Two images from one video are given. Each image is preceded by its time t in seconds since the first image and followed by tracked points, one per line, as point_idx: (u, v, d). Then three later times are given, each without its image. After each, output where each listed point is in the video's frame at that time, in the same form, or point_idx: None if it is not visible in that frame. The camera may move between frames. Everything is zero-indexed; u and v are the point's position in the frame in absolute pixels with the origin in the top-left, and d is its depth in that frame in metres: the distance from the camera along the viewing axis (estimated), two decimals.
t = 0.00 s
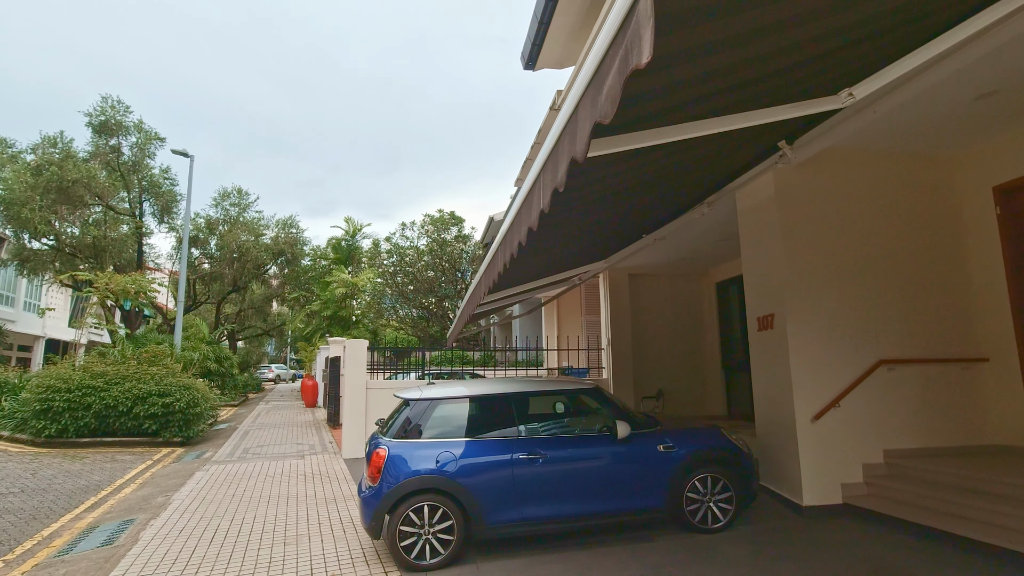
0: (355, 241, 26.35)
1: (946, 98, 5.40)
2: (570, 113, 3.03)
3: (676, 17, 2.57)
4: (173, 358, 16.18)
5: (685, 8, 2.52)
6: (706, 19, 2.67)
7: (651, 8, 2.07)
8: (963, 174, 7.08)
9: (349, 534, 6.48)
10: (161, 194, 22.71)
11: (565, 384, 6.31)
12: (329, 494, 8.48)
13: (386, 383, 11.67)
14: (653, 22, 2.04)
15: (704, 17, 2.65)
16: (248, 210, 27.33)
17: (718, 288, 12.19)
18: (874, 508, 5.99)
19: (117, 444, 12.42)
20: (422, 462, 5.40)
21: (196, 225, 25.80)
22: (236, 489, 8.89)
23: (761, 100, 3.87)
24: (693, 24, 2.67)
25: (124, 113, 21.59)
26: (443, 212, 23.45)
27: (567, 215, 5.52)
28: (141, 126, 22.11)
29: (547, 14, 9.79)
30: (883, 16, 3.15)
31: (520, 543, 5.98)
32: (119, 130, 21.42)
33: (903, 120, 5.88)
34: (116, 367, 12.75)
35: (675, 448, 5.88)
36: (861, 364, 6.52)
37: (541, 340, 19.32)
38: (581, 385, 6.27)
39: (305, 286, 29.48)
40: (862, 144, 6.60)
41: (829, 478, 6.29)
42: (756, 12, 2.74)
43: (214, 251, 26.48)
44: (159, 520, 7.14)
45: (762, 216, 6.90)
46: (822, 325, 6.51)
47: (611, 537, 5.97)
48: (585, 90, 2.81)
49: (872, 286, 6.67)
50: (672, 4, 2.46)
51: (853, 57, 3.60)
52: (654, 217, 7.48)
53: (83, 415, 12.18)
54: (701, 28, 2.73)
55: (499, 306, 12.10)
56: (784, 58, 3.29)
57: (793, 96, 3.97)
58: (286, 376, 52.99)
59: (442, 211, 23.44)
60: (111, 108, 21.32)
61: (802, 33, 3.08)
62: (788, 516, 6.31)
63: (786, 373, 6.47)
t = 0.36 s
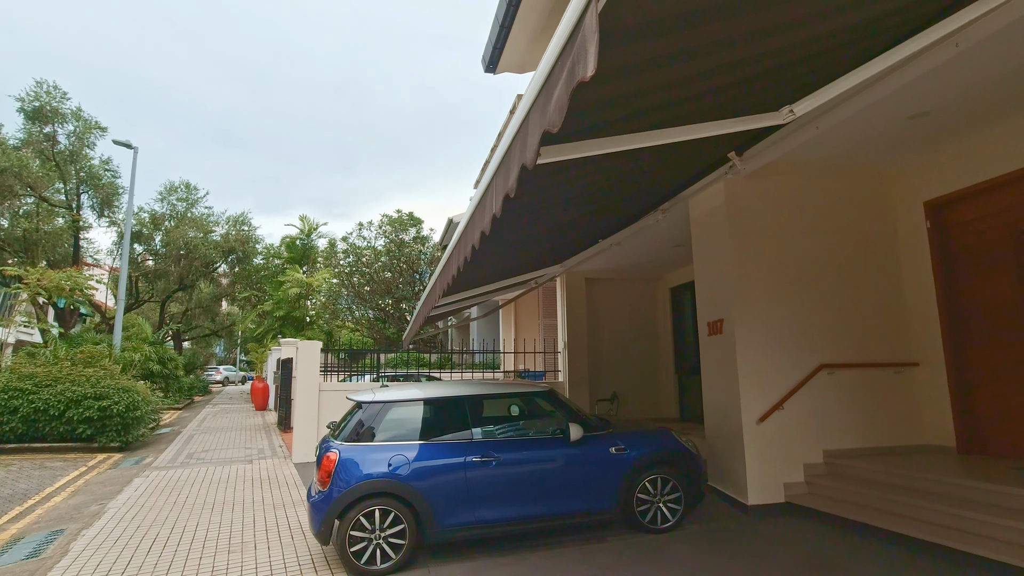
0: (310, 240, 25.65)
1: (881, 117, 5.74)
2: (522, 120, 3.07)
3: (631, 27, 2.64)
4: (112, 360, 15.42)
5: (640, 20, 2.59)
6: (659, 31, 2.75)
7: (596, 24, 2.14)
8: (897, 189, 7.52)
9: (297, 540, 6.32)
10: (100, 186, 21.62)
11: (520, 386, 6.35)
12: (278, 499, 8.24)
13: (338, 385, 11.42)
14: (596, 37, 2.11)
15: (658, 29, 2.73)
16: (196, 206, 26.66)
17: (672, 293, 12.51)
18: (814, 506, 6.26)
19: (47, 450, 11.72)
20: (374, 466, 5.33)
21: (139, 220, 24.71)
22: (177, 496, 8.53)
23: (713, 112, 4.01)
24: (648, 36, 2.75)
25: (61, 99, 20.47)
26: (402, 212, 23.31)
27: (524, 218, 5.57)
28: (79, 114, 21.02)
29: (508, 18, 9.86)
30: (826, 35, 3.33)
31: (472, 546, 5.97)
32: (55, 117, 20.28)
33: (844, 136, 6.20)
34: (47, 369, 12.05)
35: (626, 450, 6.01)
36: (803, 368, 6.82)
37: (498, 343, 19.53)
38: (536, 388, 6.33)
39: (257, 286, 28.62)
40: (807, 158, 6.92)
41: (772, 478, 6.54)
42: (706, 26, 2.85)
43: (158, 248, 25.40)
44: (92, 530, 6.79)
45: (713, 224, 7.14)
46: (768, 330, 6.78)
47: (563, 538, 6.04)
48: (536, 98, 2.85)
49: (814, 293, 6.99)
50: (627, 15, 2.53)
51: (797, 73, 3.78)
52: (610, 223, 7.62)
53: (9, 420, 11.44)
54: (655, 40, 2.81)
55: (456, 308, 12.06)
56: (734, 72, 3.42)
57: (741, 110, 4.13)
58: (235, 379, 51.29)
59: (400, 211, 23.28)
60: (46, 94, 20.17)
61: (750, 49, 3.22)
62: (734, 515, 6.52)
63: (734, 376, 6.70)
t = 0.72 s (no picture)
0: (262, 238, 24.90)
1: (823, 133, 6.04)
2: (472, 126, 3.09)
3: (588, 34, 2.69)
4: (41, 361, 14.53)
5: (596, 28, 2.65)
6: (615, 40, 2.81)
7: (543, 34, 2.19)
8: (837, 201, 7.92)
9: (240, 548, 6.11)
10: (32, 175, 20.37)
11: (474, 389, 6.37)
12: (221, 507, 7.95)
13: (288, 387, 11.13)
14: (542, 48, 2.15)
15: (614, 38, 2.79)
16: (139, 200, 25.54)
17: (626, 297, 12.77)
18: (758, 506, 6.49)
19: None
20: (323, 470, 5.22)
21: (75, 213, 23.47)
22: (111, 505, 8.11)
23: (668, 122, 4.12)
24: (604, 44, 2.81)
25: None
26: (359, 212, 23.01)
27: (481, 221, 5.58)
28: (9, 99, 19.77)
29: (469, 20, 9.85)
30: (775, 53, 3.47)
31: (424, 551, 5.93)
32: None
33: (789, 150, 6.49)
34: None
35: (578, 452, 6.09)
36: (749, 372, 7.08)
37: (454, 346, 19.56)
38: (489, 391, 6.36)
39: (204, 284, 27.57)
40: (754, 169, 7.21)
41: (719, 478, 6.75)
42: (661, 39, 2.93)
43: (96, 243, 24.11)
44: (14, 542, 6.37)
45: (665, 231, 7.33)
46: (716, 335, 7.01)
47: (515, 541, 6.06)
48: (486, 106, 2.88)
49: (760, 300, 7.27)
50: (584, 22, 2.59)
51: (748, 89, 3.92)
52: (566, 227, 7.72)
53: None
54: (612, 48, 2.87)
55: (412, 310, 11.94)
56: (688, 84, 3.53)
57: (693, 121, 4.27)
58: (179, 381, 49.24)
59: (357, 211, 22.97)
60: None
61: (703, 63, 3.33)
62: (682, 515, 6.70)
63: (684, 380, 6.89)
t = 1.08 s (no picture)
0: (207, 237, 23.62)
1: (768, 148, 6.32)
2: (428, 132, 3.09)
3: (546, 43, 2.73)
4: None
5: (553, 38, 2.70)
6: (574, 52, 2.87)
7: (496, 46, 2.21)
8: (782, 214, 8.28)
9: (179, 561, 5.85)
10: None
11: (428, 394, 6.33)
12: (158, 517, 7.58)
13: (232, 392, 10.66)
14: (495, 60, 2.18)
15: (572, 50, 2.84)
16: (73, 193, 24.49)
17: (580, 303, 12.95)
18: (704, 507, 6.68)
19: None
20: (269, 477, 5.08)
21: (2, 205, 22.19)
22: (36, 517, 7.62)
23: (623, 133, 4.23)
24: (563, 54, 2.86)
25: None
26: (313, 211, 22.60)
27: (438, 225, 5.56)
28: None
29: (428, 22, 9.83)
30: (725, 73, 3.62)
31: (374, 558, 5.83)
32: None
33: (738, 163, 6.75)
34: None
35: (531, 457, 6.13)
36: (698, 377, 7.30)
37: (409, 349, 19.42)
38: (444, 395, 6.35)
39: (144, 283, 26.29)
40: (705, 181, 7.47)
41: (668, 481, 6.92)
42: (618, 54, 3.01)
43: (24, 237, 23.05)
44: None
45: (620, 239, 7.50)
46: (667, 340, 7.21)
47: (467, 547, 6.04)
48: (441, 113, 2.89)
49: (709, 307, 7.53)
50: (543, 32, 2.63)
51: (700, 104, 4.06)
52: (523, 233, 7.78)
53: None
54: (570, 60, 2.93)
55: (366, 313, 11.75)
56: (643, 98, 3.63)
57: (647, 133, 4.39)
58: (114, 385, 46.74)
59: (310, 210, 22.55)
60: None
61: (658, 79, 3.43)
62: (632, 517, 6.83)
63: (636, 385, 7.05)
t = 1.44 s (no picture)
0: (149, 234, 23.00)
1: (718, 164, 6.57)
2: (388, 142, 3.09)
3: (512, 63, 2.78)
4: None
5: (521, 56, 2.74)
6: (537, 72, 2.92)
7: (459, 65, 2.25)
8: (729, 227, 8.60)
9: None
10: None
11: (380, 401, 6.25)
12: (88, 531, 7.17)
13: (172, 399, 10.21)
14: (458, 78, 2.21)
15: (536, 70, 2.89)
16: None
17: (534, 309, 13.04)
18: (653, 512, 6.85)
19: None
20: (212, 488, 4.90)
21: None
22: None
23: (579, 151, 4.32)
24: (527, 74, 2.91)
25: None
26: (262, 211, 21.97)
27: (394, 232, 5.51)
28: None
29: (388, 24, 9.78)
30: (684, 97, 3.71)
31: (321, 569, 5.69)
32: None
33: (689, 177, 6.99)
34: None
35: (484, 464, 6.14)
36: (649, 385, 7.49)
37: (360, 353, 19.15)
38: (397, 402, 6.28)
39: (71, 283, 24.47)
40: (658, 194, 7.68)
41: (619, 487, 7.06)
42: (579, 76, 3.07)
43: None
44: None
45: (575, 248, 7.62)
46: (619, 349, 7.36)
47: (417, 556, 5.98)
48: (402, 125, 2.90)
49: (661, 317, 7.75)
50: (508, 52, 2.67)
51: (658, 126, 4.13)
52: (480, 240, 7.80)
53: None
54: (534, 79, 2.98)
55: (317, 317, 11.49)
56: (600, 116, 3.72)
57: (604, 150, 4.43)
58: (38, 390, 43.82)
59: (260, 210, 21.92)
60: None
61: (619, 99, 3.48)
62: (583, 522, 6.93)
63: (589, 393, 7.16)
